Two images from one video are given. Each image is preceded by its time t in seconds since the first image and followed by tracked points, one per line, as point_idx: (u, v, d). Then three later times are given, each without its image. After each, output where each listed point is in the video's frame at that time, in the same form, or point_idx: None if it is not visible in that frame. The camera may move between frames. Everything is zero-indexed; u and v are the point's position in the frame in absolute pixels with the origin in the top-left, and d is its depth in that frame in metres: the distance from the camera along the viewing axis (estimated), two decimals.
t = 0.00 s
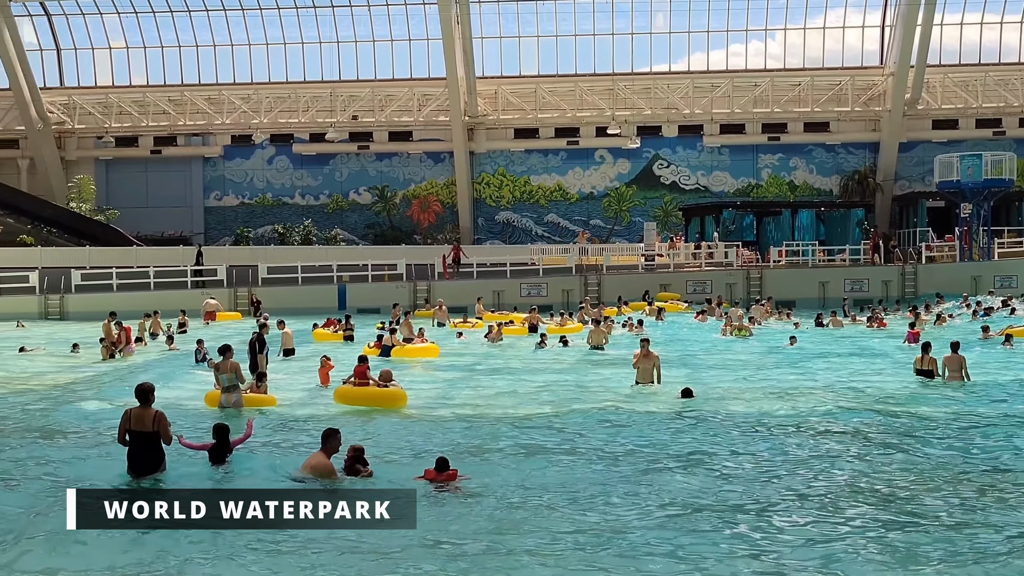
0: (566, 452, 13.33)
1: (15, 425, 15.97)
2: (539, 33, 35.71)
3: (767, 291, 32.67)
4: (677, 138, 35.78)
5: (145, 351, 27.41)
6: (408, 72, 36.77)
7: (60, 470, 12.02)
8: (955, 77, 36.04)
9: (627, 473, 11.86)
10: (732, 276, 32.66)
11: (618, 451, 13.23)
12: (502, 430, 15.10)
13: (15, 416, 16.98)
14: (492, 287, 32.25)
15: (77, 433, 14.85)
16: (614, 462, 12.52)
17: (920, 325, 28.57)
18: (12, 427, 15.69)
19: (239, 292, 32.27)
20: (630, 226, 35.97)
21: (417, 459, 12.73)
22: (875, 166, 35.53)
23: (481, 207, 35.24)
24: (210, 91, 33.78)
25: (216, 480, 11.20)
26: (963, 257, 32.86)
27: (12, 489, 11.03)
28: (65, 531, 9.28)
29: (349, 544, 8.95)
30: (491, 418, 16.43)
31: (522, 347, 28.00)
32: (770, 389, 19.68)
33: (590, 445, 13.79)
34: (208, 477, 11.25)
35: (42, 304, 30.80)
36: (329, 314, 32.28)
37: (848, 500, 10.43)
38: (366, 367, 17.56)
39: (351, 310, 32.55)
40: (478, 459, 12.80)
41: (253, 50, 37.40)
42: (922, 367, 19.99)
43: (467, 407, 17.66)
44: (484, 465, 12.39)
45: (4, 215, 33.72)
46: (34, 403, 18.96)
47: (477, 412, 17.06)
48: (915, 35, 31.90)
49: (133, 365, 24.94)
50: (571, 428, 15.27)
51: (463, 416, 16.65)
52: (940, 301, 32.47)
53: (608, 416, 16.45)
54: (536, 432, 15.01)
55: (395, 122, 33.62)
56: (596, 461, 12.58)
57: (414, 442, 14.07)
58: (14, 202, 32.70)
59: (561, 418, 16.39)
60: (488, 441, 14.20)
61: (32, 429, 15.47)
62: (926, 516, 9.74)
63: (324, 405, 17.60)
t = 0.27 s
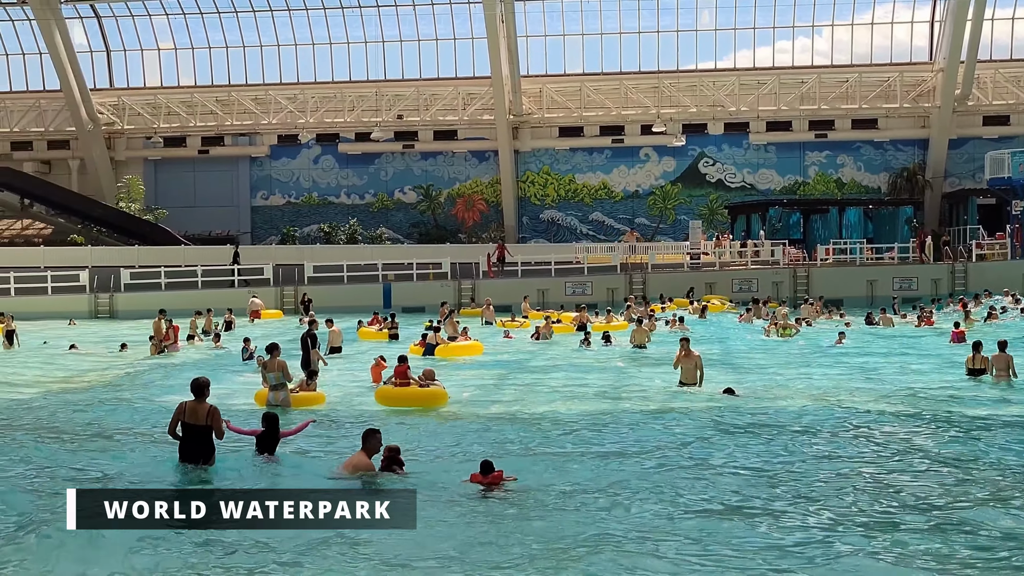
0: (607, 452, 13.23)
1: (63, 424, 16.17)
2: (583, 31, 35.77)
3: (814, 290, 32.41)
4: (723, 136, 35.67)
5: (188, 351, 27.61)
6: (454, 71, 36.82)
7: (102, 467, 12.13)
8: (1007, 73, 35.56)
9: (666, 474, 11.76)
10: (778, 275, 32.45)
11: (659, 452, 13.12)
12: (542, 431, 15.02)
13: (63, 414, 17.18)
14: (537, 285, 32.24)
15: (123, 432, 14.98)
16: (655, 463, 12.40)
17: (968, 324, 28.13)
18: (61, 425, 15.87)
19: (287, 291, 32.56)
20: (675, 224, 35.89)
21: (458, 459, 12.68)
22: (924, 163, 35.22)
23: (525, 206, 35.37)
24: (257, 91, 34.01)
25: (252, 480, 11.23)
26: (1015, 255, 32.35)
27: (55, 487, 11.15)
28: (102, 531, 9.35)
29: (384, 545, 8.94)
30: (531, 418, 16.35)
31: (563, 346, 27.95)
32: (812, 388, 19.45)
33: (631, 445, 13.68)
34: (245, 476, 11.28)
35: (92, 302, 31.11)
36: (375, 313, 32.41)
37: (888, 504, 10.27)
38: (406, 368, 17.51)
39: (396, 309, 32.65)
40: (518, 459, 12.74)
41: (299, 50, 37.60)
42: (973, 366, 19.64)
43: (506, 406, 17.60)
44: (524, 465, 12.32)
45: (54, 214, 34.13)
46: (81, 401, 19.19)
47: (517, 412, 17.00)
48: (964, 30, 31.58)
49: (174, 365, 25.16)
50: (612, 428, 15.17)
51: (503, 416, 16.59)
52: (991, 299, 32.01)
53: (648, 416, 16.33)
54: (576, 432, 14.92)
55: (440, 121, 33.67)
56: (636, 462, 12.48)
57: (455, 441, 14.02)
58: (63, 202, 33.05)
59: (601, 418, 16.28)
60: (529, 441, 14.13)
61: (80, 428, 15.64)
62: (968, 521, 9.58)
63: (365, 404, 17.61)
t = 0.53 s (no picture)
0: (668, 451, 13.15)
1: (124, 423, 16.32)
2: (628, 30, 35.89)
3: (862, 290, 32.11)
4: (769, 135, 35.52)
5: (234, 351, 27.78)
6: (498, 72, 36.85)
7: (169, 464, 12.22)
8: None
9: (732, 474, 11.65)
10: (826, 275, 32.13)
11: (722, 450, 13.01)
12: (599, 430, 14.95)
13: (122, 413, 17.36)
14: (583, 285, 32.15)
15: (183, 431, 15.10)
16: (718, 461, 12.30)
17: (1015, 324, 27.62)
18: (121, 425, 16.04)
19: (332, 291, 32.68)
20: (721, 224, 35.76)
21: (520, 458, 12.65)
22: (974, 161, 34.89)
23: (570, 206, 35.48)
24: (303, 93, 34.22)
25: (317, 480, 11.26)
26: None
27: (123, 484, 11.26)
28: (172, 527, 9.42)
29: (456, 539, 8.93)
30: (586, 417, 16.29)
31: (608, 345, 27.86)
32: (866, 387, 19.23)
33: (693, 444, 13.58)
34: (310, 479, 11.32)
35: (141, 302, 31.37)
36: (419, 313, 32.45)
37: (959, 504, 10.12)
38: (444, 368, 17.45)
39: (440, 309, 32.68)
40: (580, 458, 12.68)
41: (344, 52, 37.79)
42: None
43: (560, 406, 17.54)
44: (587, 464, 12.26)
45: (105, 216, 34.41)
46: (137, 401, 19.38)
47: (571, 411, 16.95)
48: (1015, 26, 31.25)
49: (222, 366, 25.34)
50: (670, 427, 15.07)
51: (557, 416, 16.54)
52: None
53: (704, 415, 16.21)
54: (634, 431, 14.83)
55: (485, 122, 33.69)
56: (699, 461, 12.39)
57: (515, 440, 14.00)
58: (112, 204, 33.31)
59: (657, 417, 16.18)
60: (588, 441, 14.06)
61: (140, 427, 15.79)
62: (1007, 523, 9.37)
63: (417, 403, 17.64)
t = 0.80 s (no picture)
0: (739, 453, 13.00)
1: (187, 425, 16.43)
2: (671, 31, 36.55)
3: (910, 292, 31.82)
4: (816, 135, 35.34)
5: (281, 354, 27.92)
6: (542, 73, 36.89)
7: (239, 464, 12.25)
8: None
9: (808, 476, 11.49)
10: (873, 276, 31.83)
11: (794, 452, 12.84)
12: (663, 433, 14.83)
13: (183, 415, 17.48)
14: (628, 286, 32.06)
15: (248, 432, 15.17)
16: (790, 463, 12.14)
17: None
18: (186, 426, 16.14)
19: (376, 293, 32.75)
20: (767, 225, 35.63)
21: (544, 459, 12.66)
22: None
23: (614, 207, 35.61)
24: (348, 96, 34.46)
25: (335, 479, 11.37)
26: None
27: (199, 485, 11.30)
28: (253, 529, 9.42)
29: (540, 542, 8.86)
30: (646, 419, 16.18)
31: (655, 347, 27.73)
32: (926, 388, 18.95)
33: (761, 446, 13.44)
34: (382, 482, 11.30)
35: (189, 305, 31.61)
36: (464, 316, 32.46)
37: (1010, 510, 9.90)
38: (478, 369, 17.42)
39: (485, 310, 32.67)
40: (651, 460, 12.56)
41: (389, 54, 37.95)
42: None
43: (618, 408, 17.44)
44: (659, 466, 12.15)
45: (154, 219, 34.67)
46: (195, 403, 19.52)
47: (631, 414, 16.83)
48: None
49: (271, 368, 25.48)
50: (734, 429, 14.92)
51: (617, 418, 16.43)
52: None
53: (767, 416, 16.05)
54: (699, 433, 14.69)
55: (529, 124, 33.73)
56: (772, 463, 12.25)
57: (544, 442, 13.98)
58: (161, 207, 33.56)
59: (719, 419, 16.03)
60: (655, 443, 13.94)
61: (205, 429, 15.88)
62: (1014, 530, 9.18)
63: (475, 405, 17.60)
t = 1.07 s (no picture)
0: (771, 457, 12.94)
1: (248, 429, 16.49)
2: (716, 31, 37.04)
3: (960, 293, 31.53)
4: (863, 136, 35.13)
5: (327, 358, 28.04)
6: (585, 76, 36.96)
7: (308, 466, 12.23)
8: None
9: (885, 484, 11.29)
10: (921, 277, 31.54)
11: (823, 458, 12.76)
12: (727, 437, 14.66)
13: (242, 418, 17.56)
14: (672, 289, 31.99)
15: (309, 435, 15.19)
16: (817, 469, 12.08)
17: None
18: (247, 430, 16.21)
19: (419, 295, 32.83)
20: (813, 227, 35.51)
21: (573, 463, 12.72)
22: None
23: (659, 210, 35.76)
24: (392, 100, 34.97)
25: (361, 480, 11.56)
26: None
27: (270, 489, 11.30)
28: (331, 536, 9.38)
29: (623, 552, 8.74)
30: (707, 423, 16.01)
31: (695, 349, 27.68)
32: (977, 391, 18.71)
33: (831, 451, 13.24)
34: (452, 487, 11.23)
35: (235, 308, 31.86)
36: (507, 318, 32.44)
37: None
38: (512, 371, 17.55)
39: (529, 313, 32.62)
40: (682, 465, 12.57)
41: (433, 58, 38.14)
42: None
43: (676, 412, 17.29)
44: (686, 471, 12.16)
45: (200, 224, 34.95)
46: (251, 407, 19.61)
47: (690, 417, 16.68)
48: None
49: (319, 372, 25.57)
50: (781, 432, 14.87)
51: (678, 422, 16.27)
52: None
53: (830, 421, 15.83)
54: (764, 437, 14.51)
55: (572, 126, 33.83)
56: (846, 469, 12.05)
57: (574, 446, 14.06)
58: (207, 211, 33.81)
59: (782, 422, 15.82)
60: (685, 447, 13.94)
61: (266, 432, 15.94)
62: None
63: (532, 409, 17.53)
